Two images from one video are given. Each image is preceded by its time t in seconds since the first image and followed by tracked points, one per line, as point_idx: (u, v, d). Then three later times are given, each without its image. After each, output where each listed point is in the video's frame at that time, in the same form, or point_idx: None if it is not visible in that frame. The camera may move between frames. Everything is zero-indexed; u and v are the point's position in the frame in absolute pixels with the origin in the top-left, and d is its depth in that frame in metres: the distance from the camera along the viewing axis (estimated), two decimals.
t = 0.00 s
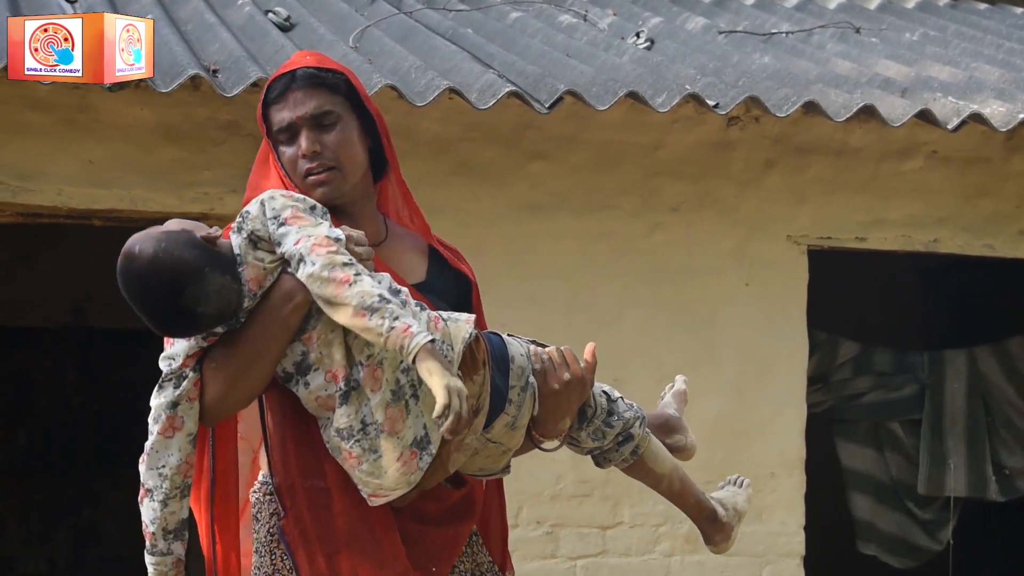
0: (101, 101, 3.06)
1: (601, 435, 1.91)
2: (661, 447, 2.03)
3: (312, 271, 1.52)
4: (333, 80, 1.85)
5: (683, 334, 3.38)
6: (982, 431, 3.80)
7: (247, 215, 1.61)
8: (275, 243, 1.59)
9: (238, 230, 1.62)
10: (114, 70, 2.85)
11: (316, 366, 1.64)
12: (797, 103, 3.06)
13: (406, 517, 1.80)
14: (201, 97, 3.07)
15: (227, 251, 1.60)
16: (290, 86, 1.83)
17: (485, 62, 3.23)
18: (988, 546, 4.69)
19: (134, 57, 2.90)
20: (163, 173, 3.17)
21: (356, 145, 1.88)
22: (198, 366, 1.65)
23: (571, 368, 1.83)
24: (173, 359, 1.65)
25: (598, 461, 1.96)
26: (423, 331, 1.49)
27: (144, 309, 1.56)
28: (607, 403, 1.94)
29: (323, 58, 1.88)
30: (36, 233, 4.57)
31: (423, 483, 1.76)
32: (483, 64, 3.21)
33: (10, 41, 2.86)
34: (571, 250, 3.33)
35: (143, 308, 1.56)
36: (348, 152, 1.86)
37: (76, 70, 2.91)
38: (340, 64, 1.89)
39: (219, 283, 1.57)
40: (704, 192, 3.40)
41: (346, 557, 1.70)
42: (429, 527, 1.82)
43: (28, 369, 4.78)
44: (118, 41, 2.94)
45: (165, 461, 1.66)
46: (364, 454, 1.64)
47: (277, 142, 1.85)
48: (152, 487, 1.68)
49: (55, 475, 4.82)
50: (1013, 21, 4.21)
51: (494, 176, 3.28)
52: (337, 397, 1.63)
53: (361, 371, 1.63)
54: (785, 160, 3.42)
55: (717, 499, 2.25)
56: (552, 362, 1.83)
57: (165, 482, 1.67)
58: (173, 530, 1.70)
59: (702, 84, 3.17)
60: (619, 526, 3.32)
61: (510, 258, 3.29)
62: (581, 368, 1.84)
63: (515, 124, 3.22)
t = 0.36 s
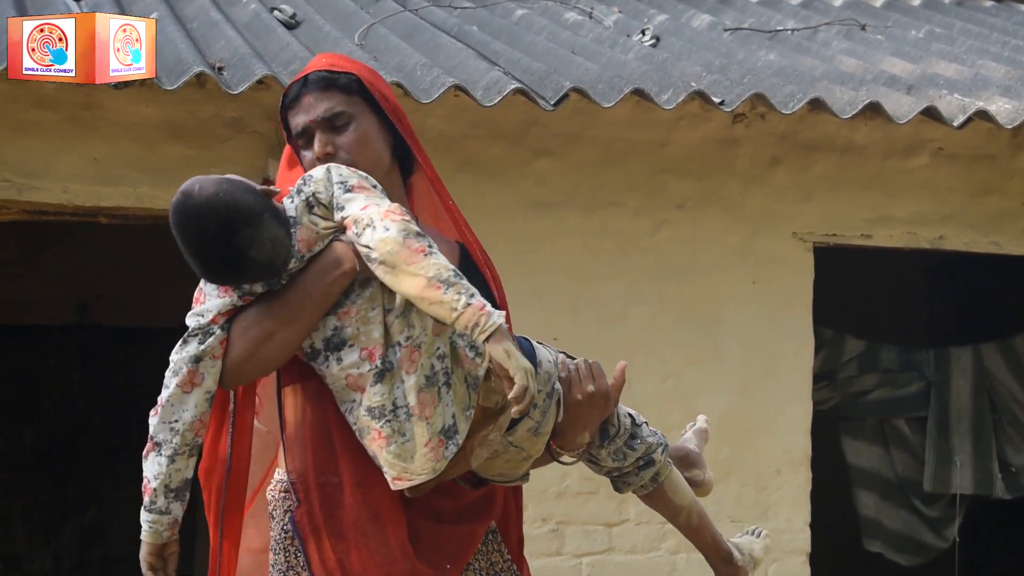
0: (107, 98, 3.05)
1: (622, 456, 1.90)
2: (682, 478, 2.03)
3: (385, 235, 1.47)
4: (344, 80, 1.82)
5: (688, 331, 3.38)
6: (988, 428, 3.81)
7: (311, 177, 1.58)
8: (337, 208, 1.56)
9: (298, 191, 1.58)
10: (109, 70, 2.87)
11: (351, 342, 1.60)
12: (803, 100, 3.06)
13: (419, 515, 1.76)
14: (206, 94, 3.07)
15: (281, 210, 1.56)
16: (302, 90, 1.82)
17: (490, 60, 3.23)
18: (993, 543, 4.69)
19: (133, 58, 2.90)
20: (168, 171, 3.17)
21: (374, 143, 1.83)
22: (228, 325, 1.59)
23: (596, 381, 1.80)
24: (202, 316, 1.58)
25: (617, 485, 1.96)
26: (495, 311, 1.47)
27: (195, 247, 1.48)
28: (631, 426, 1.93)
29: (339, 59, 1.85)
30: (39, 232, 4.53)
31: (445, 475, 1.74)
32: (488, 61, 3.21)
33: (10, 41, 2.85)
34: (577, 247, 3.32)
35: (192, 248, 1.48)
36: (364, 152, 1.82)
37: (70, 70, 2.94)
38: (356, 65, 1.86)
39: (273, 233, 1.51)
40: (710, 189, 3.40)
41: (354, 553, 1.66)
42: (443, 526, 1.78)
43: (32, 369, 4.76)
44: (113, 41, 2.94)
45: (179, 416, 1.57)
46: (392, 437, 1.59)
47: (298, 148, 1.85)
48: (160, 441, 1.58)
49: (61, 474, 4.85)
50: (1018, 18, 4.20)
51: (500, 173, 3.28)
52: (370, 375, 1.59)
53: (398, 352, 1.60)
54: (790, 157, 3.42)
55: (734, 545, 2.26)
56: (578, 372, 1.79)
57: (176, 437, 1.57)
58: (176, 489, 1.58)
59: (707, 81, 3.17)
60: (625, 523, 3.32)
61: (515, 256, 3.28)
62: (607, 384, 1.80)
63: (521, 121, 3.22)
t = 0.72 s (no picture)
0: (110, 96, 3.05)
1: (656, 457, 1.95)
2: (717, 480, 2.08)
3: (445, 216, 1.55)
4: (376, 83, 1.82)
5: (692, 328, 3.38)
6: (992, 424, 3.80)
7: (368, 160, 1.66)
8: (391, 190, 1.63)
9: (354, 172, 1.66)
10: (103, 70, 2.93)
11: (389, 326, 1.66)
12: (806, 96, 3.06)
13: (444, 511, 1.78)
14: (210, 92, 3.07)
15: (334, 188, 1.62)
16: (337, 94, 1.84)
17: (493, 56, 3.23)
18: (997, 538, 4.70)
19: (131, 58, 2.90)
20: (171, 168, 3.17)
21: (409, 143, 1.85)
22: (265, 297, 1.63)
23: (627, 380, 1.83)
24: (240, 288, 1.63)
25: (651, 486, 2.01)
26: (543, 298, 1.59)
27: (245, 210, 1.50)
28: (665, 428, 1.98)
29: (371, 61, 1.86)
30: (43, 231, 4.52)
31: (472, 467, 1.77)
32: (491, 58, 3.21)
33: (10, 41, 2.83)
34: (580, 244, 3.32)
35: (244, 212, 1.51)
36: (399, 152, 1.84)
37: (64, 70, 2.96)
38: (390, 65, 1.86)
39: (323, 206, 1.55)
40: (713, 185, 3.40)
41: (381, 545, 1.70)
42: (465, 521, 1.80)
43: (40, 365, 4.82)
44: (107, 41, 2.94)
45: (209, 385, 1.59)
46: (426, 421, 1.64)
47: (336, 149, 1.88)
48: (190, 409, 1.60)
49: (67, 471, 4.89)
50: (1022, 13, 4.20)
51: (503, 170, 3.28)
52: (407, 360, 1.64)
53: (436, 339, 1.66)
54: (793, 153, 3.42)
55: (770, 549, 2.32)
56: (610, 372, 1.83)
57: (206, 406, 1.59)
58: (205, 457, 1.62)
59: (710, 77, 3.17)
60: (629, 520, 3.32)
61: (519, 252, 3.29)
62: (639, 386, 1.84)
63: (524, 118, 3.22)
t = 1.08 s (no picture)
0: (111, 93, 3.05)
1: (652, 470, 1.95)
2: (714, 502, 2.09)
3: (460, 186, 1.58)
4: (370, 85, 1.83)
5: (693, 325, 3.38)
6: (994, 423, 3.80)
7: (388, 140, 1.70)
8: (406, 167, 1.67)
9: (374, 151, 1.71)
10: (95, 70, 2.97)
11: (394, 301, 1.66)
12: (808, 93, 3.06)
13: (438, 506, 1.77)
14: (212, 89, 3.06)
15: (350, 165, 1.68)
16: (334, 100, 1.86)
17: (494, 53, 3.23)
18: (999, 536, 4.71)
19: (128, 58, 2.91)
20: (173, 165, 3.17)
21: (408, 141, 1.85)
22: (272, 266, 1.67)
23: (624, 388, 1.87)
24: (248, 256, 1.68)
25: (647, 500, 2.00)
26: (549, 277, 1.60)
27: (266, 159, 1.56)
28: (666, 443, 1.97)
29: (366, 65, 1.88)
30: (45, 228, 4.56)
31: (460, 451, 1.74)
32: (493, 55, 3.21)
33: (10, 41, 2.81)
34: (582, 241, 3.32)
35: (259, 166, 1.56)
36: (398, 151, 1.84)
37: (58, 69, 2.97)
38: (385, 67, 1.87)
39: (338, 171, 1.60)
40: (715, 182, 3.40)
41: (376, 539, 1.72)
42: (460, 518, 1.79)
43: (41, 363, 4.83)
44: (101, 41, 2.97)
45: (209, 346, 1.62)
46: (424, 395, 1.63)
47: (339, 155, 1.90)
48: (189, 369, 1.62)
49: (69, 469, 4.88)
50: None
51: (504, 167, 3.28)
52: (409, 335, 1.64)
53: (437, 318, 1.66)
54: (795, 151, 3.42)
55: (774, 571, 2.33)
56: (608, 378, 1.88)
57: (205, 366, 1.61)
58: (199, 421, 1.63)
59: (712, 74, 3.17)
60: (631, 517, 3.32)
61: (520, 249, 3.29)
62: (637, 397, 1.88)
63: (526, 115, 3.22)
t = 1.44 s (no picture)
0: (113, 92, 3.05)
1: (651, 468, 1.96)
2: (717, 503, 2.09)
3: (452, 175, 1.59)
4: (367, 94, 1.83)
5: (694, 324, 3.38)
6: (995, 423, 3.80)
7: (379, 136, 1.71)
8: (398, 161, 1.67)
9: (365, 146, 1.71)
10: (88, 70, 2.97)
11: (383, 294, 1.66)
12: (810, 93, 3.05)
13: (429, 504, 1.77)
14: (214, 88, 3.06)
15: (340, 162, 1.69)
16: (332, 106, 1.86)
17: (496, 53, 3.23)
18: (1001, 537, 4.71)
19: (123, 58, 2.91)
20: (174, 164, 3.17)
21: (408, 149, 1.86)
22: (263, 261, 1.68)
23: (617, 384, 1.89)
24: (241, 252, 1.70)
25: (649, 501, 1.99)
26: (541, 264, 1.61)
27: (251, 145, 1.59)
28: (664, 442, 1.99)
29: (363, 70, 1.87)
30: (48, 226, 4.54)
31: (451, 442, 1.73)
32: (495, 55, 3.20)
33: (11, 41, 2.81)
34: (583, 240, 3.32)
35: (244, 152, 1.59)
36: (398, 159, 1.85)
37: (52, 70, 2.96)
38: (382, 72, 1.86)
39: (323, 154, 1.62)
40: (716, 182, 3.40)
41: (364, 537, 1.72)
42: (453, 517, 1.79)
43: (42, 361, 4.84)
44: (94, 41, 2.96)
45: (198, 339, 1.62)
46: (412, 385, 1.63)
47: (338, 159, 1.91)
48: (178, 363, 1.62)
49: (70, 467, 4.89)
50: None
51: (506, 166, 3.28)
52: (398, 327, 1.64)
53: (425, 309, 1.65)
54: (796, 151, 3.42)
55: None
56: (602, 373, 1.91)
57: (194, 359, 1.61)
58: (187, 415, 1.62)
59: (714, 74, 3.17)
60: (631, 517, 3.32)
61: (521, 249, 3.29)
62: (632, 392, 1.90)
63: (527, 114, 3.22)
